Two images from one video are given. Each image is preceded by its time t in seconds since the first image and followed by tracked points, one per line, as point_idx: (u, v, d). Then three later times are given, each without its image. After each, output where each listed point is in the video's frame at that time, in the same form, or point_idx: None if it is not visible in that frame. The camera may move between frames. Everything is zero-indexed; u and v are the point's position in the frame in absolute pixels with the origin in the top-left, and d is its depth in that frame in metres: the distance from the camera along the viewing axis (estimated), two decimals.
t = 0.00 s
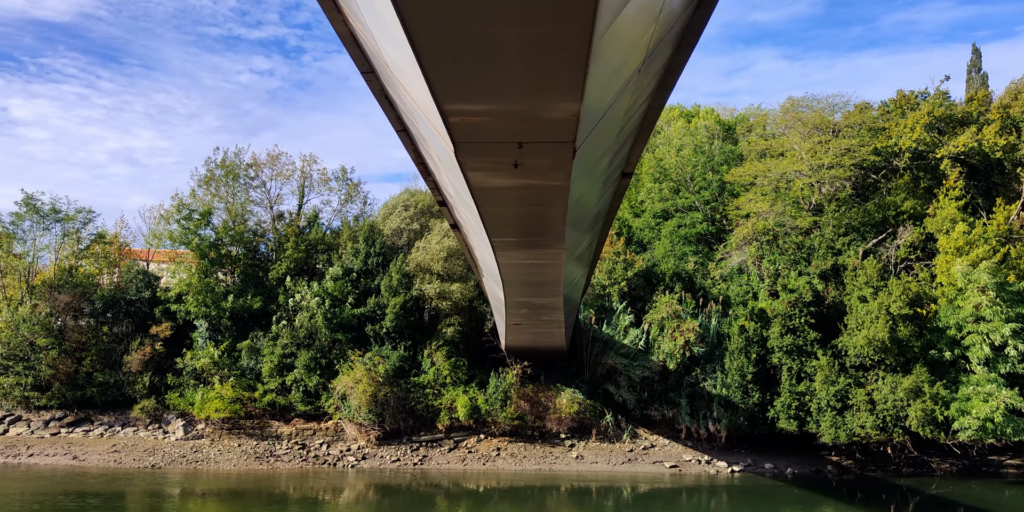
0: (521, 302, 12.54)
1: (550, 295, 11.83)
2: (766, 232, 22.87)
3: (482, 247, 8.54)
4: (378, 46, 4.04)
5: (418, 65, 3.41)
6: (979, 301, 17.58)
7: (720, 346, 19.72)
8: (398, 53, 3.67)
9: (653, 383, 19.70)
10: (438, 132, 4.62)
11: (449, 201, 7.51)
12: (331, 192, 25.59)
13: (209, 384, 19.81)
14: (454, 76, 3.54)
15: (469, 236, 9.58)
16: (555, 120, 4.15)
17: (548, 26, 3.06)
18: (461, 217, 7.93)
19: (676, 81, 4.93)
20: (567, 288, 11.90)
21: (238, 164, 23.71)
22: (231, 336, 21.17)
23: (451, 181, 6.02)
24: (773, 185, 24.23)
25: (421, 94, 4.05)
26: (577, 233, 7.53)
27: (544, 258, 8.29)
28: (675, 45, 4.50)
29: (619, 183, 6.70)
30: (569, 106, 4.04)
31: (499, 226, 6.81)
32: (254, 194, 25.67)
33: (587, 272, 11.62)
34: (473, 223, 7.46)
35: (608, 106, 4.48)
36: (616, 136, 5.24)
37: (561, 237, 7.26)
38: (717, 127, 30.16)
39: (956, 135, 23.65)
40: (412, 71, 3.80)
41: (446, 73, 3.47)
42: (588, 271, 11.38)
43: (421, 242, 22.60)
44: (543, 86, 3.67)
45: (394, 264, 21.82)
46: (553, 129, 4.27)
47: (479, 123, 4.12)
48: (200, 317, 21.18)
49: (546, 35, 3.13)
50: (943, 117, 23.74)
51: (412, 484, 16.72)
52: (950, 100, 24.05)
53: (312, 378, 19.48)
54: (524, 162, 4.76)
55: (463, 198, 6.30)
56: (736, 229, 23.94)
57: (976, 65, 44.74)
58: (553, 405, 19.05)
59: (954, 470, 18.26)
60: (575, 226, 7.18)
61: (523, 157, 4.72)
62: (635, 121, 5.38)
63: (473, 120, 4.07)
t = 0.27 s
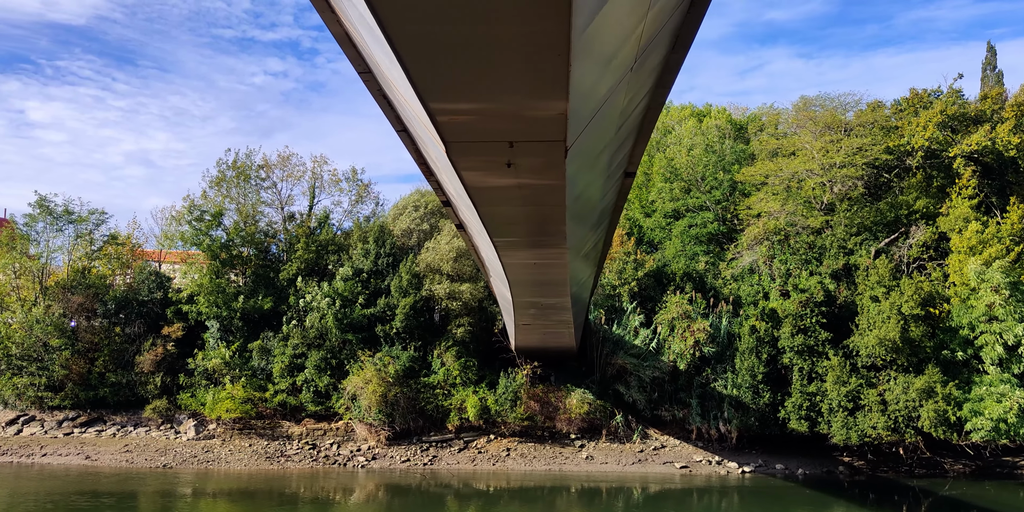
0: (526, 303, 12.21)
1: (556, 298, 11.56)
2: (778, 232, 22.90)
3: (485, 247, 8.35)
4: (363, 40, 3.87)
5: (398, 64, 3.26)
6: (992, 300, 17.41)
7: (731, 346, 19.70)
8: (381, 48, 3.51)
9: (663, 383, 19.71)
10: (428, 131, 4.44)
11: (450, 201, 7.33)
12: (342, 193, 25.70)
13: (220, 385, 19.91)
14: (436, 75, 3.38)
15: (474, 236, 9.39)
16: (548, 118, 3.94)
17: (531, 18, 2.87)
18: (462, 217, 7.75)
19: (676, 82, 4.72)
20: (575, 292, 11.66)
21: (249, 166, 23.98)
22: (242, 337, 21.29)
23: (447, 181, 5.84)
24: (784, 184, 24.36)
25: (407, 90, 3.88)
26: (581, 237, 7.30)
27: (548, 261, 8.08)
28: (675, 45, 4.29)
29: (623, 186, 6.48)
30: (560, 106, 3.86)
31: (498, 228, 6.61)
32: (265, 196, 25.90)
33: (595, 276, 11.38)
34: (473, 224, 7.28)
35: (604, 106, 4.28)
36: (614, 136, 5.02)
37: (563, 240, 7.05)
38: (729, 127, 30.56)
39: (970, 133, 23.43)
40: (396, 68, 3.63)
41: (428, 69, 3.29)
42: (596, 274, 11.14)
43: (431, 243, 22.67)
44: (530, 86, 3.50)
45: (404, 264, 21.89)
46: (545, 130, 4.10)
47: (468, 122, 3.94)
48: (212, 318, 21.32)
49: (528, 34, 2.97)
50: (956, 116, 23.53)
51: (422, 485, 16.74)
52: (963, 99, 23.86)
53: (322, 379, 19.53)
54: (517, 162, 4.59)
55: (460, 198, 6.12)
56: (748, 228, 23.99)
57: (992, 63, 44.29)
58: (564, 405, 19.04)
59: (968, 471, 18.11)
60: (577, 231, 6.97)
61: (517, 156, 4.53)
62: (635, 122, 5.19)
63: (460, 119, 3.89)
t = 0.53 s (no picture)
0: (529, 303, 12.08)
1: (559, 298, 11.39)
2: (785, 231, 22.94)
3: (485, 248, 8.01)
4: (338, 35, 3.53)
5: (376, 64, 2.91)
6: (1000, 300, 17.32)
7: (738, 347, 19.75)
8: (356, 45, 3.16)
9: (670, 384, 19.72)
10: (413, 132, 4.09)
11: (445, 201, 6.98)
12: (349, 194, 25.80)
13: (228, 385, 20.00)
14: (418, 76, 3.03)
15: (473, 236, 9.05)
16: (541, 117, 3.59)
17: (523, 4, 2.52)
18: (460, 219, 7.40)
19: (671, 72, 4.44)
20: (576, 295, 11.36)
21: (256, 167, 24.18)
22: (249, 337, 21.39)
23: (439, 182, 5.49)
24: (791, 184, 24.41)
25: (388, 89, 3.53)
26: (579, 242, 6.98)
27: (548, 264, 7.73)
28: (667, 30, 4.02)
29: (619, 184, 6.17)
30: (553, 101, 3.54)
31: (492, 234, 6.25)
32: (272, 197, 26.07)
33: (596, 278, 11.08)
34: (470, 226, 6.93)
35: (595, 98, 3.99)
36: (609, 132, 4.70)
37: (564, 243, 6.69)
38: (736, 127, 31.07)
39: (979, 132, 23.32)
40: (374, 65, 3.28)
41: (407, 65, 2.94)
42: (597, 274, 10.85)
43: (437, 243, 22.74)
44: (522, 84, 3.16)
45: (411, 265, 21.96)
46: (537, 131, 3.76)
47: (454, 125, 3.58)
48: (219, 318, 21.45)
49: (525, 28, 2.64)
50: (965, 115, 23.40)
51: (429, 485, 16.77)
52: (972, 97, 23.73)
53: (329, 379, 19.61)
54: (507, 166, 4.24)
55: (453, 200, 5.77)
56: (755, 229, 24.04)
57: (1003, 62, 44.04)
58: (570, 405, 19.06)
59: (976, 472, 18.03)
60: (574, 235, 6.64)
61: (510, 159, 4.16)
62: (629, 117, 4.89)
63: (446, 122, 3.53)
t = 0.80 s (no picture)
0: (529, 303, 12.08)
1: (558, 298, 11.35)
2: (788, 232, 22.93)
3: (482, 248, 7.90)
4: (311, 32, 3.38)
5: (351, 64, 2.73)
6: (1004, 300, 17.11)
7: (741, 347, 19.74)
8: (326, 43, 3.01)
9: (673, 384, 19.75)
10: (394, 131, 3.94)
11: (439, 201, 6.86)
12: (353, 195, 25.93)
13: (231, 385, 20.07)
14: (396, 75, 2.86)
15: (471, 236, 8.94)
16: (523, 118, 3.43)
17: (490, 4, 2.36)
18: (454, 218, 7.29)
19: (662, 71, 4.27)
20: (575, 292, 11.22)
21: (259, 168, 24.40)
22: (253, 338, 21.47)
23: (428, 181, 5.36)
24: (795, 185, 24.43)
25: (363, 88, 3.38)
26: (574, 239, 6.85)
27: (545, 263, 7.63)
28: (656, 27, 3.84)
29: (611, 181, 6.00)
30: (537, 102, 3.38)
31: (482, 232, 6.08)
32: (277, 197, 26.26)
33: (596, 274, 10.93)
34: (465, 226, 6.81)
35: (581, 96, 3.83)
36: (598, 130, 4.57)
37: (559, 242, 6.58)
38: (740, 127, 31.20)
39: (983, 132, 23.27)
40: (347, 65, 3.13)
41: (378, 68, 2.79)
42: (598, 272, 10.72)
43: (440, 244, 22.80)
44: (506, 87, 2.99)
45: (414, 265, 22.03)
46: (522, 134, 3.60)
47: (432, 124, 3.43)
48: (223, 319, 21.55)
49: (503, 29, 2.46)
50: (969, 114, 23.32)
51: (431, 485, 16.81)
52: (976, 97, 23.68)
53: (332, 380, 19.68)
54: (493, 165, 4.09)
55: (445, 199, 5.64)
56: (758, 229, 24.05)
57: (1010, 61, 43.90)
58: (573, 406, 19.13)
59: (980, 472, 17.96)
60: (566, 233, 6.49)
61: (495, 159, 4.01)
62: (621, 117, 4.72)
63: (424, 121, 3.37)
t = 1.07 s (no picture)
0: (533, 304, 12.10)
1: (562, 298, 11.30)
2: (793, 232, 22.91)
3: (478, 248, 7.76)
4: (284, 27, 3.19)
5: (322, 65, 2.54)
6: (1010, 301, 17.00)
7: (745, 348, 19.71)
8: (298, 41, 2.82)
9: (677, 384, 19.75)
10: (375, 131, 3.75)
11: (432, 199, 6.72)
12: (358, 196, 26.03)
13: (236, 385, 20.15)
14: (372, 77, 2.67)
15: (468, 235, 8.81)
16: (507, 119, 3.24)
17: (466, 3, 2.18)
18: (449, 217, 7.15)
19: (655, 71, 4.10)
20: (579, 291, 11.12)
21: (264, 169, 24.59)
22: (258, 339, 21.56)
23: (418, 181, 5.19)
24: (799, 185, 24.44)
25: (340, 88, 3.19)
26: (571, 239, 6.70)
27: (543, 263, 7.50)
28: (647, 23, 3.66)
29: (608, 182, 5.83)
30: (522, 103, 3.21)
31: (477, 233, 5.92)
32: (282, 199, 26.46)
33: (600, 273, 10.81)
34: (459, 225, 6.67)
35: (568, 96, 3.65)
36: (590, 130, 4.40)
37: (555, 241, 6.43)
38: (746, 127, 31.21)
39: (990, 132, 23.19)
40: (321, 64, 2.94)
41: (351, 68, 2.60)
42: (602, 271, 10.60)
43: (444, 245, 22.85)
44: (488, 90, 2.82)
45: (418, 266, 22.09)
46: (508, 138, 3.42)
47: (413, 126, 3.25)
48: (229, 320, 21.65)
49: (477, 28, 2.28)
50: (975, 114, 23.24)
51: (435, 485, 16.85)
52: (983, 96, 23.58)
53: (337, 380, 19.74)
54: (480, 168, 3.91)
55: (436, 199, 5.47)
56: (763, 229, 24.04)
57: (1018, 60, 43.68)
58: (577, 406, 19.16)
59: (986, 474, 17.88)
60: (564, 234, 6.35)
61: (481, 162, 3.83)
62: (614, 119, 4.55)
63: (404, 123, 3.18)
